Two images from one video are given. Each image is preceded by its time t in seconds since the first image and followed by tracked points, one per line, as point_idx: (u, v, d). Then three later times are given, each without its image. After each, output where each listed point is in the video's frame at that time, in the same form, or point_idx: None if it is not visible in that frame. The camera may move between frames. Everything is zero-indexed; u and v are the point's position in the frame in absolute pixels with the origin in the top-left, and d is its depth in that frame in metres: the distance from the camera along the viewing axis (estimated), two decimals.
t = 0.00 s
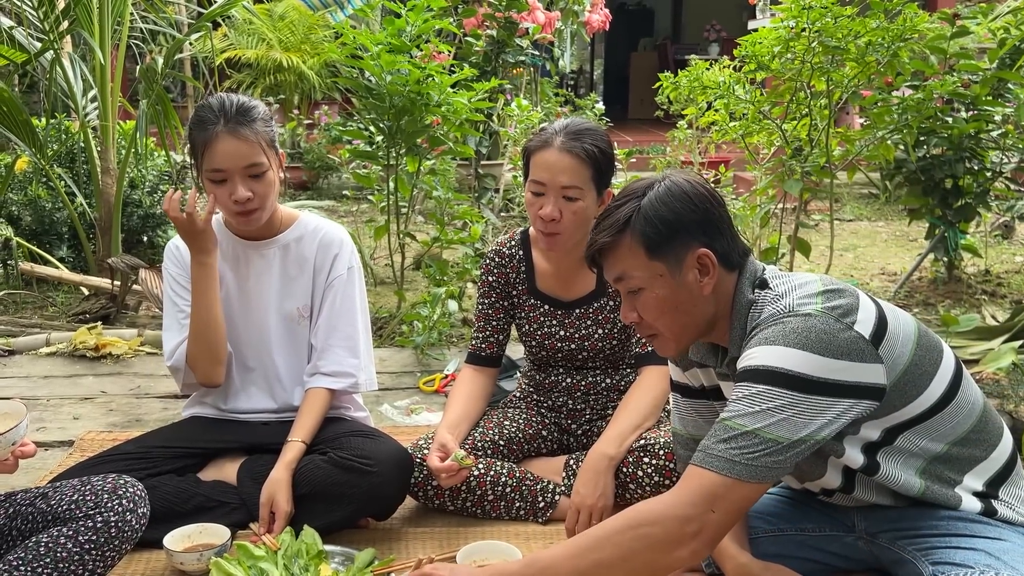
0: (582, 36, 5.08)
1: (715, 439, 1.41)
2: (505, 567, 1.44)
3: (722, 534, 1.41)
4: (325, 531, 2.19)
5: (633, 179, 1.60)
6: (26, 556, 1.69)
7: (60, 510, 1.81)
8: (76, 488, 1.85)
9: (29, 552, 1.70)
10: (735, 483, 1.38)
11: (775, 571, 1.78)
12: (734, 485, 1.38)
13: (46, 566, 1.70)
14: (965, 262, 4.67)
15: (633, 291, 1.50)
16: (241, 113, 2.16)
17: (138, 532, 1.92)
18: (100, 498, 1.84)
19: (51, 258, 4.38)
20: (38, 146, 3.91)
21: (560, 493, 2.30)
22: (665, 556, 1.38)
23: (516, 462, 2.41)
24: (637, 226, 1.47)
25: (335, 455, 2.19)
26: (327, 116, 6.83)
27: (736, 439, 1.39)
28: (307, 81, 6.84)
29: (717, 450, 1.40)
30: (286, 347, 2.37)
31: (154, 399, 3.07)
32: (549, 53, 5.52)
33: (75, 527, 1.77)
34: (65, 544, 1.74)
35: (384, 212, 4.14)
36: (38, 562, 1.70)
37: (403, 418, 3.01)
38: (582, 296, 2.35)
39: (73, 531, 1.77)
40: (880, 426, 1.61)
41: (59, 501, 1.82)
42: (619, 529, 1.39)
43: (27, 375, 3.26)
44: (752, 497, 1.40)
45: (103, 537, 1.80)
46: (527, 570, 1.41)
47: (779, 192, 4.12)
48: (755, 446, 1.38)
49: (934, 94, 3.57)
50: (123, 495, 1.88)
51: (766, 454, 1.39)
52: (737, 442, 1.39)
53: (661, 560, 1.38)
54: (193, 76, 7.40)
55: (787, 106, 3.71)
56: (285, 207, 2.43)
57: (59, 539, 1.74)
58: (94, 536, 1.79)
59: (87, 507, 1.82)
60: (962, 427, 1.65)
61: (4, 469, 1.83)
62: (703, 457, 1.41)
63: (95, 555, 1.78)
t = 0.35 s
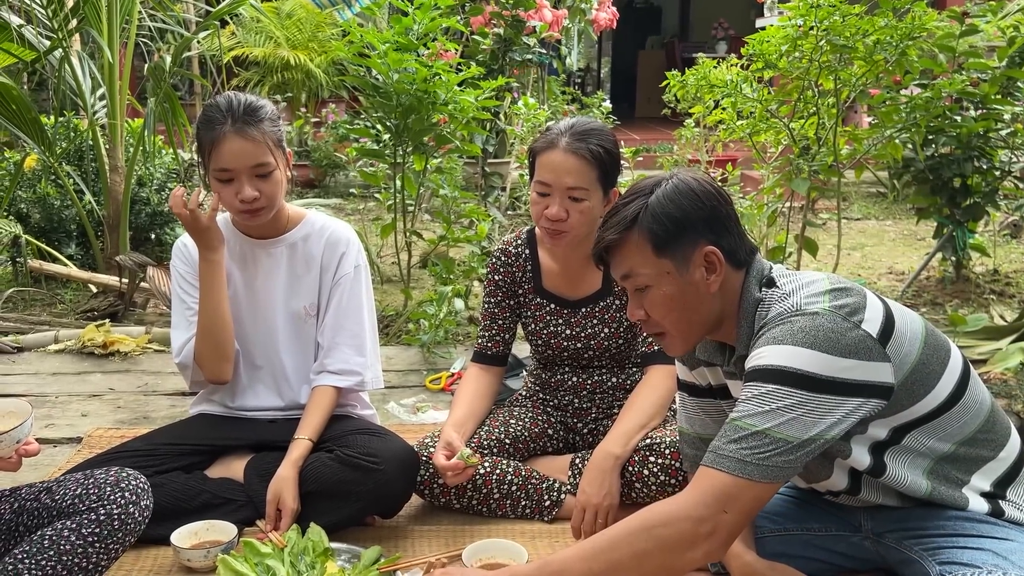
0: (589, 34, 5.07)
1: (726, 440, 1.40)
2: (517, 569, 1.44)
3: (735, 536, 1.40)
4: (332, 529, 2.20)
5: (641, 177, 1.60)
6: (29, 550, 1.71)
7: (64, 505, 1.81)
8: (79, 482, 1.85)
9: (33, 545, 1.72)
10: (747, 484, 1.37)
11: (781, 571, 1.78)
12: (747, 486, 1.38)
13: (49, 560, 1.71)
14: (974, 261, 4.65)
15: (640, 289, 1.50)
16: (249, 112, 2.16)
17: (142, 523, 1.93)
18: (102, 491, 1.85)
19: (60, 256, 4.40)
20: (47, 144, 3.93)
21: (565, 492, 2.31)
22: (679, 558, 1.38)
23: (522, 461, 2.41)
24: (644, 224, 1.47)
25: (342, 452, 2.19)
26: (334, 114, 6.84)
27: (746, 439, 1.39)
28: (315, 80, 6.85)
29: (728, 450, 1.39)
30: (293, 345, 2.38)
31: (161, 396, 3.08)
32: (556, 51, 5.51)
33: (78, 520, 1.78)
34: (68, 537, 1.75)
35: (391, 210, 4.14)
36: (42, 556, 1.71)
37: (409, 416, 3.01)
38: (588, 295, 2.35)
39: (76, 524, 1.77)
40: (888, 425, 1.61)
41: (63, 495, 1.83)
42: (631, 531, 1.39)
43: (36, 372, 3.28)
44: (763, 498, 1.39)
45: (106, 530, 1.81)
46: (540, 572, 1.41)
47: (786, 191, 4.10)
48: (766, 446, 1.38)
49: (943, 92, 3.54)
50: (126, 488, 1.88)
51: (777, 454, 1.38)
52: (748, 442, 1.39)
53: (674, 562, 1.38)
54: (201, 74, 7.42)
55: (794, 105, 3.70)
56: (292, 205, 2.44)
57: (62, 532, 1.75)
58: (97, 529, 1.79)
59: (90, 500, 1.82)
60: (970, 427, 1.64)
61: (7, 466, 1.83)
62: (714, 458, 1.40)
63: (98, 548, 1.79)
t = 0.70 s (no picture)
0: (602, 30, 5.05)
1: (741, 442, 1.40)
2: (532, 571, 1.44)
3: (750, 539, 1.40)
4: (346, 525, 2.21)
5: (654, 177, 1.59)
6: (41, 540, 1.72)
7: (74, 495, 1.83)
8: (88, 472, 1.86)
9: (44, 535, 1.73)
10: (761, 487, 1.37)
11: (794, 571, 1.78)
12: (761, 489, 1.37)
13: (61, 549, 1.72)
14: (989, 259, 4.61)
15: (654, 290, 1.50)
16: (263, 111, 2.17)
17: (152, 510, 1.94)
18: (111, 479, 1.86)
19: (74, 251, 4.43)
20: (62, 140, 3.95)
21: (578, 489, 2.31)
22: (694, 559, 1.38)
23: (534, 458, 2.41)
24: (657, 225, 1.47)
25: (355, 450, 2.20)
26: (346, 111, 6.85)
27: (761, 442, 1.38)
28: (327, 76, 6.85)
29: (743, 453, 1.39)
30: (307, 341, 2.39)
31: (176, 391, 3.10)
32: (568, 47, 5.49)
33: (87, 509, 1.79)
34: (79, 525, 1.77)
35: (404, 207, 4.15)
36: (53, 545, 1.72)
37: (422, 412, 3.02)
38: (601, 293, 2.35)
39: (86, 513, 1.79)
40: (903, 426, 1.60)
41: (73, 485, 1.84)
42: (645, 532, 1.39)
43: (51, 367, 3.31)
44: (778, 500, 1.39)
45: (115, 518, 1.82)
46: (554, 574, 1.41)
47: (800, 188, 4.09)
48: (781, 448, 1.38)
49: (959, 89, 3.52)
50: (134, 475, 1.90)
51: (792, 457, 1.38)
52: (762, 445, 1.38)
53: (689, 565, 1.38)
54: (214, 70, 7.44)
55: (809, 102, 3.68)
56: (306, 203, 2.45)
57: (72, 521, 1.77)
58: (108, 516, 1.81)
59: (99, 489, 1.83)
60: (986, 428, 1.64)
61: (18, 457, 1.84)
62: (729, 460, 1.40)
63: (109, 535, 1.80)
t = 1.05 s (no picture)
0: (619, 25, 5.03)
1: (764, 438, 1.39)
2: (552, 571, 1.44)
3: (770, 536, 1.40)
4: (364, 518, 2.22)
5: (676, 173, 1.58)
6: (54, 527, 1.73)
7: (83, 480, 1.82)
8: (96, 456, 1.85)
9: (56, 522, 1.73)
10: (784, 482, 1.37)
11: (815, 568, 1.77)
12: (783, 484, 1.37)
13: (75, 534, 1.73)
14: (1010, 257, 4.57)
15: (674, 287, 1.50)
16: (283, 106, 2.17)
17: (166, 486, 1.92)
18: (119, 462, 1.84)
19: (94, 245, 4.46)
20: (82, 134, 3.98)
21: (596, 485, 2.31)
22: (715, 556, 1.38)
23: (552, 453, 2.41)
24: (678, 222, 1.47)
25: (374, 443, 2.21)
26: (362, 106, 6.86)
27: (785, 437, 1.38)
28: (344, 71, 6.85)
29: (766, 449, 1.38)
30: (326, 336, 2.40)
31: (195, 384, 3.13)
32: (585, 42, 5.47)
33: (97, 492, 1.78)
34: (89, 509, 1.76)
35: (420, 202, 4.15)
36: (66, 530, 1.72)
37: (439, 406, 3.03)
38: (620, 289, 2.35)
39: (96, 496, 1.78)
40: (927, 424, 1.59)
41: (82, 471, 1.83)
42: (664, 528, 1.39)
43: (72, 359, 3.34)
44: (802, 496, 1.39)
45: (126, 498, 1.80)
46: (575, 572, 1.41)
47: (819, 184, 4.06)
48: (805, 444, 1.37)
49: (981, 85, 3.48)
50: (142, 455, 1.87)
51: (816, 453, 1.37)
52: (786, 440, 1.37)
53: (709, 561, 1.38)
54: (231, 65, 7.47)
55: (829, 97, 3.65)
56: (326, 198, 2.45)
57: (83, 505, 1.76)
58: (118, 498, 1.79)
59: (107, 472, 1.82)
60: (1011, 426, 1.62)
61: (35, 442, 1.86)
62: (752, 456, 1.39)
63: (122, 516, 1.79)
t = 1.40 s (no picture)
0: (642, 19, 5.01)
1: (800, 437, 1.39)
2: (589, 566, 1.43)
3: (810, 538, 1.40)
4: (391, 510, 2.23)
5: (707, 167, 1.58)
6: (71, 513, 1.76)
7: (95, 462, 1.83)
8: (105, 437, 1.85)
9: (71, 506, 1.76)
10: (823, 482, 1.36)
11: (843, 566, 1.77)
12: (822, 484, 1.36)
13: (90, 516, 1.75)
14: None
15: (704, 280, 1.50)
16: (312, 102, 2.19)
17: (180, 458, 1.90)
18: (126, 440, 1.82)
19: (120, 237, 4.51)
20: (109, 127, 4.02)
21: (621, 480, 2.31)
22: (755, 556, 1.37)
23: (576, 448, 2.42)
24: (708, 215, 1.46)
25: (401, 436, 2.22)
26: (384, 101, 6.87)
27: (823, 436, 1.37)
28: (366, 66, 6.86)
29: (803, 448, 1.37)
30: (352, 329, 2.41)
31: (221, 376, 3.16)
32: (607, 36, 5.45)
33: (107, 473, 1.79)
34: (101, 490, 1.77)
35: (443, 197, 4.15)
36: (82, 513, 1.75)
37: (463, 400, 3.04)
38: (646, 284, 2.34)
39: (106, 477, 1.78)
40: (959, 421, 1.57)
41: (94, 453, 1.84)
42: (706, 526, 1.38)
43: (100, 350, 3.38)
44: (840, 495, 1.38)
45: (136, 477, 1.80)
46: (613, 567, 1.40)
47: (844, 180, 4.03)
48: (842, 443, 1.36)
49: (1011, 80, 3.44)
50: (149, 432, 1.84)
51: (853, 452, 1.37)
52: (823, 439, 1.37)
53: (749, 562, 1.38)
54: (254, 59, 7.50)
55: (856, 92, 3.62)
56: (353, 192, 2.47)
57: (94, 487, 1.77)
58: (127, 477, 1.79)
59: (116, 451, 1.81)
60: None
61: (64, 424, 1.90)
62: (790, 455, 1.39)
63: (134, 495, 1.79)
